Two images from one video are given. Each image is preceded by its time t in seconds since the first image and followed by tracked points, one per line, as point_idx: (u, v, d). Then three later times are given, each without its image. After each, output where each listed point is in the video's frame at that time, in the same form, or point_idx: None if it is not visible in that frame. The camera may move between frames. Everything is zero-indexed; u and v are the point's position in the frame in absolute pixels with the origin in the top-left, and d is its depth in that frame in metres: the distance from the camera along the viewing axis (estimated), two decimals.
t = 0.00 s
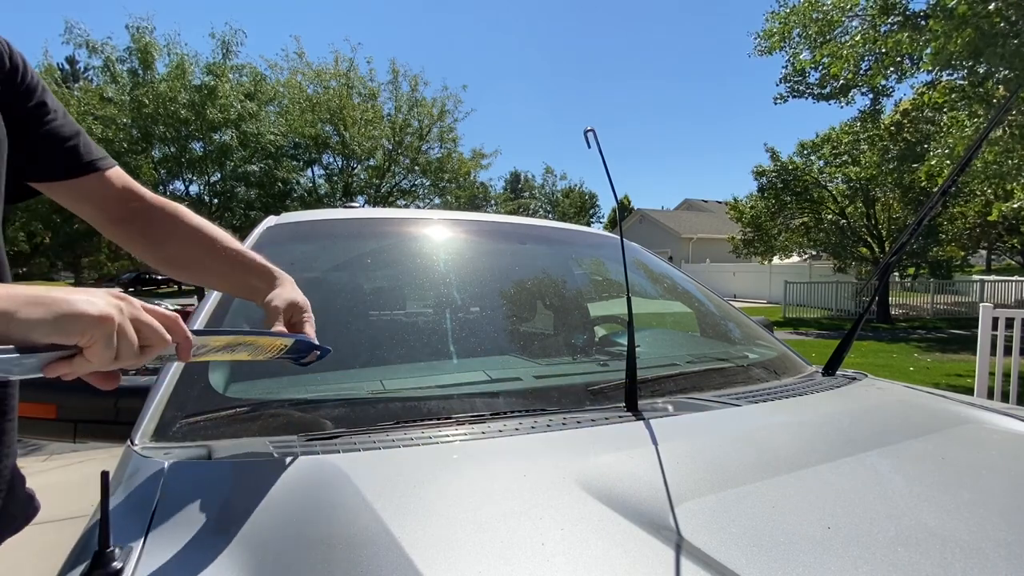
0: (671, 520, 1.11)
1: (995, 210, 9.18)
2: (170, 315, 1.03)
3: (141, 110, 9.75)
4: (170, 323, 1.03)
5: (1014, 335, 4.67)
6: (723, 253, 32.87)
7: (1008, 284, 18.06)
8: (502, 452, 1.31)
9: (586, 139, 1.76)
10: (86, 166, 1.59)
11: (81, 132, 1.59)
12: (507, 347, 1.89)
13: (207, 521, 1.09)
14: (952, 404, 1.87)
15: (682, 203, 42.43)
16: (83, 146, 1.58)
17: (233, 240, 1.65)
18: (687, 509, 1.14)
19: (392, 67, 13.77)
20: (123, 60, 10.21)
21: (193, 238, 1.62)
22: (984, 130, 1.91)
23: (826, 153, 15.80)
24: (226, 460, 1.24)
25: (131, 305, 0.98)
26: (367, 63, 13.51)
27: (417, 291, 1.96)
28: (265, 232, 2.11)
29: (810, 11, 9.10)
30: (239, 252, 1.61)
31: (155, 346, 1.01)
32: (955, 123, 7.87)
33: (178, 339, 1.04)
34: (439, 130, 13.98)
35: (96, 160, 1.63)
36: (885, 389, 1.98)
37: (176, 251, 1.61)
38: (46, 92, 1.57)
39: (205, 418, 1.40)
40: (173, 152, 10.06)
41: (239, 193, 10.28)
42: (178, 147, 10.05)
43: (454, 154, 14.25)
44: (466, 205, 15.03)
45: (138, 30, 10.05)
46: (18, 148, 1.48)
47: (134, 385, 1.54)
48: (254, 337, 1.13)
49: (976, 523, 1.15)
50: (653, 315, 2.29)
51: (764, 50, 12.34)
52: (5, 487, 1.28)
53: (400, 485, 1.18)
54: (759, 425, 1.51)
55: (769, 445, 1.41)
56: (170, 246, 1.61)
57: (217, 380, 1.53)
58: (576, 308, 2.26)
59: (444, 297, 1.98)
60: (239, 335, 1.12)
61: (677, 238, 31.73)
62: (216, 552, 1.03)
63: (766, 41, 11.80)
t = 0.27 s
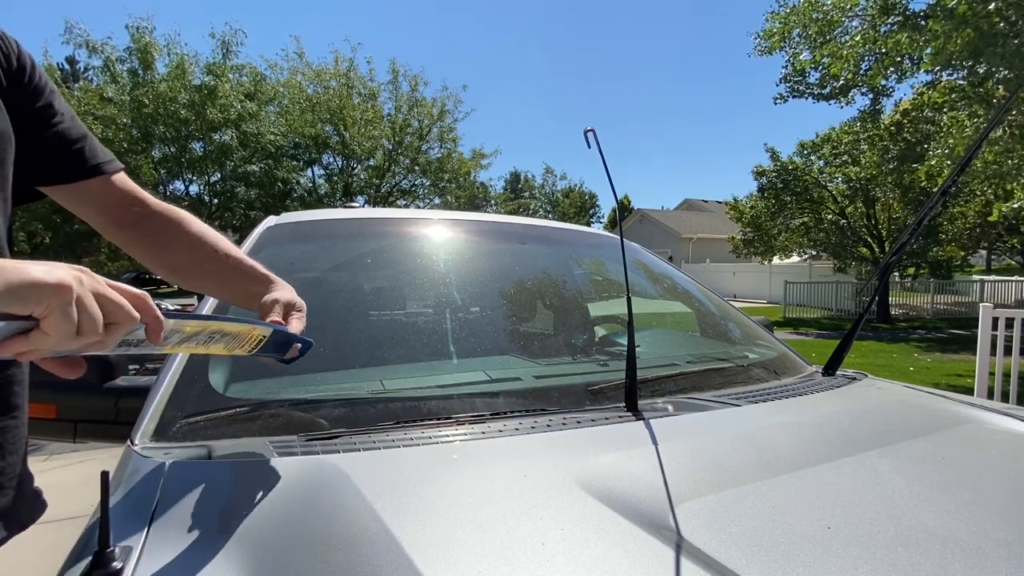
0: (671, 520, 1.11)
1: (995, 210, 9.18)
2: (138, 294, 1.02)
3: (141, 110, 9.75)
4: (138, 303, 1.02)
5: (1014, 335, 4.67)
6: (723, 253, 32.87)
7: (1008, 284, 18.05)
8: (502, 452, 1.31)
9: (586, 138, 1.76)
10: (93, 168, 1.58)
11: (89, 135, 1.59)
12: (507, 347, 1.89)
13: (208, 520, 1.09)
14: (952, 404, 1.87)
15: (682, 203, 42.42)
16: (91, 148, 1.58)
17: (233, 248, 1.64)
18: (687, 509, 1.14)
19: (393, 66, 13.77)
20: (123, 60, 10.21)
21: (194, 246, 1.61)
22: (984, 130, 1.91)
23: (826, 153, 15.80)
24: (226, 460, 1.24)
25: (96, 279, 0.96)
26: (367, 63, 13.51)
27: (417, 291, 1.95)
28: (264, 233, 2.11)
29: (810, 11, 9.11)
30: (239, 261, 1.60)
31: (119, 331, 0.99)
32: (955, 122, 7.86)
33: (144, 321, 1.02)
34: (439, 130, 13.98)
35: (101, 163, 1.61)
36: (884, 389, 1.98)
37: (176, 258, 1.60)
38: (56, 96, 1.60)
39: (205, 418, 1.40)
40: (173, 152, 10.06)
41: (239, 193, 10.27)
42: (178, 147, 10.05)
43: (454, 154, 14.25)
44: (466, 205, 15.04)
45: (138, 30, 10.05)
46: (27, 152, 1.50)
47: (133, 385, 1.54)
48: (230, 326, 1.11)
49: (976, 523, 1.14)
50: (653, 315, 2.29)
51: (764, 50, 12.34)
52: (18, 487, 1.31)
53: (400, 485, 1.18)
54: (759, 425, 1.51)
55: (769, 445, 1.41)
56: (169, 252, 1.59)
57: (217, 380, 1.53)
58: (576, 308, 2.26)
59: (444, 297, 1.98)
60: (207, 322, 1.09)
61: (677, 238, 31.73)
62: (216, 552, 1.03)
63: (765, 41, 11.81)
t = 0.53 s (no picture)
0: (671, 520, 1.11)
1: (995, 210, 9.18)
2: (82, 303, 0.95)
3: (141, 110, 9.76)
4: (81, 314, 0.95)
5: (1013, 334, 4.67)
6: (723, 253, 32.87)
7: (1008, 284, 18.05)
8: (502, 452, 1.31)
9: (586, 138, 1.76)
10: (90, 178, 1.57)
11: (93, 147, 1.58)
12: (507, 347, 1.89)
13: (208, 520, 1.09)
14: (952, 404, 1.87)
15: (682, 203, 42.41)
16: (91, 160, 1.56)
17: (211, 267, 1.62)
18: (687, 509, 1.14)
19: (393, 66, 13.77)
20: (123, 60, 10.20)
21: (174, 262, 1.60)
22: (984, 130, 1.91)
23: (826, 153, 15.80)
24: (226, 460, 1.24)
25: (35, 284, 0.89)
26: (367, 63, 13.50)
27: (417, 291, 1.95)
28: (264, 233, 2.11)
29: (811, 11, 9.10)
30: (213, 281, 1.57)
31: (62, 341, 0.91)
32: (955, 122, 7.86)
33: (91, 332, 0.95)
34: (439, 130, 13.98)
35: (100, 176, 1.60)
36: (885, 389, 1.98)
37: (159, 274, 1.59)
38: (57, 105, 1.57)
39: (205, 418, 1.40)
40: (173, 152, 10.06)
41: (239, 193, 10.27)
42: (178, 147, 10.05)
43: (454, 154, 14.25)
44: (466, 205, 15.04)
45: (138, 30, 10.05)
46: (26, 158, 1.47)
47: (133, 385, 1.55)
48: (192, 345, 1.07)
49: (977, 523, 1.14)
50: (653, 315, 2.29)
51: (764, 50, 12.34)
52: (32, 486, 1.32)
53: (400, 485, 1.18)
54: (759, 425, 1.51)
55: (769, 445, 1.41)
56: (152, 267, 1.60)
57: (216, 381, 1.53)
58: (576, 308, 2.26)
59: (444, 297, 1.97)
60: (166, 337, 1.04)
61: (677, 238, 31.72)
62: (216, 553, 1.02)
63: (765, 41, 11.81)
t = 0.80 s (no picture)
0: (671, 520, 1.11)
1: (995, 210, 9.18)
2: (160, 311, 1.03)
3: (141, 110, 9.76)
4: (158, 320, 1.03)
5: (1013, 334, 4.68)
6: (723, 253, 32.86)
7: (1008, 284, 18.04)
8: (502, 452, 1.31)
9: (585, 139, 1.76)
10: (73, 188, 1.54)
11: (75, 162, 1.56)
12: (507, 347, 1.89)
13: (210, 521, 1.09)
14: (953, 404, 1.87)
15: (682, 203, 42.39)
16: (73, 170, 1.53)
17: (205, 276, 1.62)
18: (687, 509, 1.14)
19: (393, 66, 13.76)
20: (123, 60, 10.20)
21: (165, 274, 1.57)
22: (984, 130, 1.91)
23: (826, 153, 15.79)
24: (226, 461, 1.24)
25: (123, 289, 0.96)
26: (366, 63, 13.50)
27: (417, 291, 1.95)
28: (265, 233, 2.11)
29: (810, 11, 9.10)
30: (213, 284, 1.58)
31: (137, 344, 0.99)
32: (955, 122, 7.86)
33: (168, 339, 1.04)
34: (439, 130, 13.98)
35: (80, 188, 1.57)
36: (884, 389, 1.98)
37: (146, 289, 1.55)
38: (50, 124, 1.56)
39: (205, 418, 1.40)
40: (173, 152, 10.06)
41: (239, 193, 10.27)
42: (178, 147, 10.06)
43: (454, 154, 14.25)
44: (466, 205, 15.03)
45: (138, 30, 10.05)
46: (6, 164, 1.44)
47: (133, 385, 1.55)
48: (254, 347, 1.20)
49: (976, 523, 1.14)
50: (653, 315, 2.29)
51: (764, 50, 12.34)
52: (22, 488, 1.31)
53: (400, 485, 1.18)
54: (759, 424, 1.51)
55: (769, 444, 1.41)
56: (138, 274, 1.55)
57: (217, 380, 1.53)
58: (576, 308, 2.26)
59: (444, 297, 1.98)
60: (241, 342, 1.17)
61: (677, 238, 31.72)
62: (215, 552, 1.03)
63: (765, 41, 11.81)
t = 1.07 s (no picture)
0: (671, 520, 1.11)
1: (995, 210, 9.18)
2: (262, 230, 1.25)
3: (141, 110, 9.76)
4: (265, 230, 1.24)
5: (1014, 335, 4.67)
6: (723, 253, 32.87)
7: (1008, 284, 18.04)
8: (502, 452, 1.31)
9: (585, 138, 1.76)
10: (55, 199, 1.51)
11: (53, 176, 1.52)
12: (507, 347, 1.89)
13: (209, 520, 1.09)
14: (952, 404, 1.87)
15: (683, 203, 42.39)
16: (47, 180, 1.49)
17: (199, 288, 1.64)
18: (687, 510, 1.14)
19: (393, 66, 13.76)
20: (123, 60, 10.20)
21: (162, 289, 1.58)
22: (984, 130, 1.91)
23: (826, 153, 15.79)
24: (225, 461, 1.24)
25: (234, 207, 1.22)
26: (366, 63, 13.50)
27: (417, 291, 1.95)
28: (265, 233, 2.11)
29: (810, 11, 9.10)
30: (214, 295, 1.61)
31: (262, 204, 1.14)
32: (955, 122, 7.86)
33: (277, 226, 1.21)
34: (439, 130, 13.98)
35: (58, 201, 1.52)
36: (885, 389, 1.98)
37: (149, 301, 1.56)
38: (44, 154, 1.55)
39: (205, 418, 1.40)
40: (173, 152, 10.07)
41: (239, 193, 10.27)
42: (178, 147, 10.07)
43: (454, 154, 14.25)
44: (466, 205, 15.03)
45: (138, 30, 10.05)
46: None
47: (133, 385, 1.55)
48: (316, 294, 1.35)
49: (976, 523, 1.14)
50: (653, 315, 2.29)
51: (764, 50, 12.35)
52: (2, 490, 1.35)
53: (400, 485, 1.18)
54: (759, 425, 1.51)
55: (769, 444, 1.41)
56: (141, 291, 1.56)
57: (217, 380, 1.53)
58: (576, 308, 2.26)
59: (444, 297, 1.97)
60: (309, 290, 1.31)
61: (677, 238, 31.71)
62: (215, 551, 1.03)
63: (765, 41, 11.82)
